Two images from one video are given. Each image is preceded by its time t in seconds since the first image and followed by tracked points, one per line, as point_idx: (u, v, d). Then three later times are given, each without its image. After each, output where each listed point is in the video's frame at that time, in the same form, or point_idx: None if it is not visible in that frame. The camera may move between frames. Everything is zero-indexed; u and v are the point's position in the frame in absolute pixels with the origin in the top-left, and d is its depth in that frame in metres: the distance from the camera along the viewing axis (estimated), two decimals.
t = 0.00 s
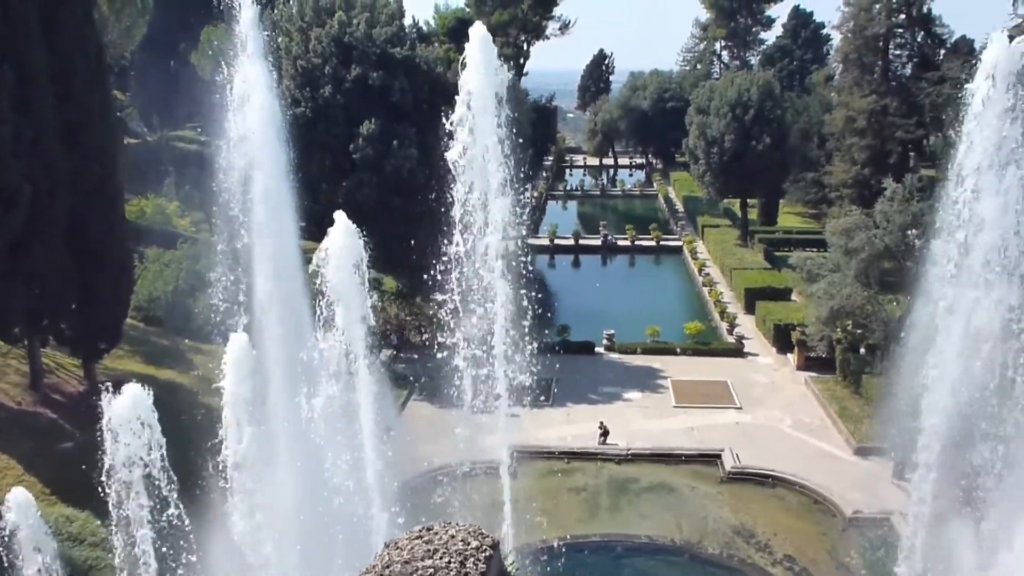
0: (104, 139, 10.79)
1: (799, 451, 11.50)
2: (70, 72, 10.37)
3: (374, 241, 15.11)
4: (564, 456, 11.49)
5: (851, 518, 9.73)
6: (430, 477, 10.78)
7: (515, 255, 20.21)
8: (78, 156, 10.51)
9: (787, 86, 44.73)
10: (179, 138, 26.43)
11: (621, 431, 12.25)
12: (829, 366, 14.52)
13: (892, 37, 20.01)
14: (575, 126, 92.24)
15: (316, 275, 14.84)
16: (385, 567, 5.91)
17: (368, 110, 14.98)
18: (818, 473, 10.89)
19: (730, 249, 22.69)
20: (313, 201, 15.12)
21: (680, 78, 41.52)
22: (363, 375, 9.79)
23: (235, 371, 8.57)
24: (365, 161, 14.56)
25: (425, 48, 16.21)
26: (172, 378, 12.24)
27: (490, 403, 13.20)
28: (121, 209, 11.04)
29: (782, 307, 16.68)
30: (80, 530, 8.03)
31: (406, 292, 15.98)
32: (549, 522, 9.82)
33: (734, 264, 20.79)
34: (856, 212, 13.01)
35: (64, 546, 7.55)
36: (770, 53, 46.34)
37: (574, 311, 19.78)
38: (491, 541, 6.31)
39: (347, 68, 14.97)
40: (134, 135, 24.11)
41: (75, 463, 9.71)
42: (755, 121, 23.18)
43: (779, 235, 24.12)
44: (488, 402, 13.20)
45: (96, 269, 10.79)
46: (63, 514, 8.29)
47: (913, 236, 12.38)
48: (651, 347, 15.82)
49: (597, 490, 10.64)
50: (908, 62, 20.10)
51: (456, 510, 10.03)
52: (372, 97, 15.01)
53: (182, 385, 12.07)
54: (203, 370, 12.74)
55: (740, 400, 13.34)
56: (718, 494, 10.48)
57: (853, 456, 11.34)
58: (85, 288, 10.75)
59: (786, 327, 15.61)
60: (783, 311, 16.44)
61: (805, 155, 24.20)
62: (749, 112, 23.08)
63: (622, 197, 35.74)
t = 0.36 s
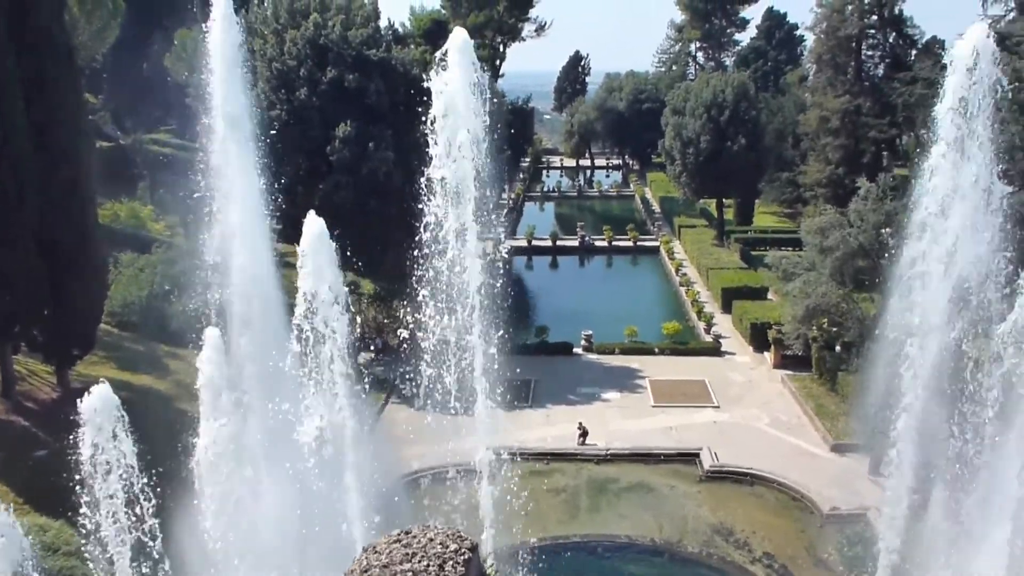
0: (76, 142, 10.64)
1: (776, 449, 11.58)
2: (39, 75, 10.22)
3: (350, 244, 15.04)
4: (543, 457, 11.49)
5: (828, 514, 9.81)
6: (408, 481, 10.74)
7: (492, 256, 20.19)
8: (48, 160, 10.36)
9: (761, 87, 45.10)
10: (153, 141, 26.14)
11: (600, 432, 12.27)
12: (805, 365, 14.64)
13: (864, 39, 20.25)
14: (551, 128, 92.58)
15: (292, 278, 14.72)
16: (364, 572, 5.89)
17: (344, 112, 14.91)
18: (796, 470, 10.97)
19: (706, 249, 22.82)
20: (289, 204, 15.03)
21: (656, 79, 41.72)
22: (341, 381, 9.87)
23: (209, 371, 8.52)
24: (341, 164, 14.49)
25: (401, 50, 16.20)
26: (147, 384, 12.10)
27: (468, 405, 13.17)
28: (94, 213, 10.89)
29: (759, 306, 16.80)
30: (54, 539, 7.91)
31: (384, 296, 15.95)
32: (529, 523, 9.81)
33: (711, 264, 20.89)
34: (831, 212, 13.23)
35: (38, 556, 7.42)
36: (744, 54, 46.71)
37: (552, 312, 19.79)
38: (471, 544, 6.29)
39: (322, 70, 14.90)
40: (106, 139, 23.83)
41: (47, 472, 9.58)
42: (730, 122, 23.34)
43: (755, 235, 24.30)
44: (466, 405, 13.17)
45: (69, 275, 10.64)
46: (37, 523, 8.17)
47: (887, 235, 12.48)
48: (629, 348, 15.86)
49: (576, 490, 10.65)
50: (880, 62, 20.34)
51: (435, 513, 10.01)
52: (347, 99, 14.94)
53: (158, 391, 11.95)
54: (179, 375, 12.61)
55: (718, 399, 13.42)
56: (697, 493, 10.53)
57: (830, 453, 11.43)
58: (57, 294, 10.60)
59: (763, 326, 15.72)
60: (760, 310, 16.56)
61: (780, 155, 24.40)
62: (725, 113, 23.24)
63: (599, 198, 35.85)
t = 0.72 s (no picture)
0: (46, 144, 10.49)
1: (751, 449, 11.66)
2: (7, 75, 10.06)
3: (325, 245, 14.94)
4: (520, 458, 11.48)
5: (804, 513, 9.88)
6: (385, 484, 10.67)
7: (468, 258, 20.16)
8: (17, 162, 10.20)
9: (734, 88, 45.43)
10: (124, 143, 25.84)
11: (577, 433, 12.28)
12: (779, 365, 14.75)
13: (836, 41, 20.52)
14: (526, 129, 92.75)
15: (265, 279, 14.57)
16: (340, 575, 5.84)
17: (318, 113, 14.83)
18: (772, 470, 11.03)
19: (682, 250, 22.95)
20: (263, 206, 14.91)
21: (630, 81, 41.85)
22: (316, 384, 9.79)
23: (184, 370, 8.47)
24: (316, 166, 14.40)
25: (376, 52, 16.17)
26: (119, 389, 11.95)
27: (445, 408, 13.13)
28: (65, 216, 10.74)
29: (734, 307, 16.91)
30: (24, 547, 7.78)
31: (359, 298, 15.84)
32: (507, 526, 9.78)
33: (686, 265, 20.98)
34: (804, 213, 13.32)
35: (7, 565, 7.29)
36: (717, 56, 47.04)
37: (528, 314, 19.79)
38: (447, 546, 6.26)
39: (296, 72, 14.81)
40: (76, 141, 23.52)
41: (15, 479, 9.43)
42: (704, 124, 23.50)
43: (730, 236, 24.46)
44: (443, 407, 13.13)
45: (39, 279, 10.48)
46: (6, 531, 8.03)
47: (859, 235, 12.56)
48: (605, 348, 15.90)
49: (553, 491, 10.64)
50: (851, 64, 20.56)
51: (412, 516, 9.96)
52: (321, 100, 14.86)
53: (130, 396, 11.80)
54: (152, 379, 12.46)
55: (694, 399, 13.47)
56: (673, 493, 10.57)
57: (805, 452, 11.52)
58: (27, 298, 10.43)
59: (738, 326, 15.82)
60: (734, 310, 16.66)
61: (753, 157, 24.59)
62: (699, 114, 23.39)
63: (575, 199, 35.93)
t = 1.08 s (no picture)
0: (26, 147, 10.40)
1: (735, 449, 11.69)
2: None
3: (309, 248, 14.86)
4: (505, 461, 11.46)
5: (788, 513, 9.92)
6: (369, 488, 10.60)
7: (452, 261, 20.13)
8: None
9: (717, 91, 45.61)
10: (105, 146, 25.60)
11: (562, 435, 12.27)
12: (763, 365, 14.82)
13: (818, 43, 20.67)
14: (510, 131, 92.81)
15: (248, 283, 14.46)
16: None
17: (300, 115, 14.76)
18: (756, 470, 11.07)
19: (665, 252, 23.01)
20: (245, 208, 14.80)
21: (614, 83, 41.94)
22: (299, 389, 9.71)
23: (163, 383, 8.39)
24: (299, 169, 14.32)
25: (359, 54, 16.13)
26: (101, 393, 11.84)
27: (430, 411, 13.09)
28: (46, 220, 10.64)
29: (717, 308, 16.97)
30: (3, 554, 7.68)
31: (343, 301, 15.75)
32: (492, 528, 9.76)
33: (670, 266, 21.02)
34: (786, 216, 13.48)
35: None
36: (700, 58, 47.24)
37: (513, 316, 19.78)
38: (432, 549, 6.22)
39: (279, 74, 14.74)
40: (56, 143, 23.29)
41: None
42: (687, 126, 23.58)
43: (713, 237, 24.55)
44: (427, 410, 13.08)
45: (19, 283, 10.37)
46: None
47: (841, 236, 12.94)
48: (590, 350, 15.91)
49: (539, 494, 10.63)
50: (834, 67, 20.82)
51: (396, 520, 9.91)
52: (304, 102, 14.80)
53: (111, 400, 11.68)
54: (134, 384, 12.35)
55: (678, 401, 13.50)
56: (658, 494, 10.59)
57: (789, 452, 11.57)
58: (7, 303, 10.32)
59: (722, 328, 15.88)
60: (718, 312, 16.72)
61: (736, 159, 24.69)
62: (682, 116, 23.47)
63: (559, 201, 35.95)
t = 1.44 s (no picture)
0: None
1: (715, 449, 11.75)
2: None
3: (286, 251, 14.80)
4: (486, 462, 11.45)
5: (768, 512, 9.98)
6: (350, 491, 10.55)
7: (432, 263, 20.07)
8: None
9: (696, 92, 45.87)
10: (81, 148, 25.37)
11: (543, 436, 12.28)
12: (742, 365, 14.90)
13: (795, 45, 20.86)
14: (490, 132, 92.88)
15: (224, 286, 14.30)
16: None
17: (278, 117, 14.70)
18: (737, 470, 11.12)
19: (645, 253, 23.09)
20: (224, 211, 14.70)
21: (593, 84, 42.01)
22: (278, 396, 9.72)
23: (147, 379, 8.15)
24: (278, 171, 14.24)
25: (337, 55, 16.08)
26: (77, 399, 11.71)
27: (411, 413, 13.06)
28: (19, 222, 10.51)
29: (697, 308, 17.06)
30: None
31: (323, 303, 15.64)
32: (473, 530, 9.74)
33: (650, 267, 21.11)
34: (763, 216, 13.49)
35: None
36: (679, 59, 47.51)
37: (494, 317, 19.77)
38: (411, 552, 6.19)
39: (256, 75, 14.65)
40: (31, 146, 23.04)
41: None
42: (666, 127, 23.69)
43: (692, 238, 24.67)
44: (409, 412, 13.06)
45: None
46: None
47: (818, 237, 12.97)
48: (571, 351, 15.93)
49: (520, 495, 10.62)
50: (810, 68, 21.08)
51: (376, 523, 9.87)
52: (282, 104, 14.74)
53: (88, 405, 11.56)
54: (111, 389, 12.22)
55: (659, 401, 13.55)
56: (639, 494, 10.62)
57: (768, 451, 11.64)
58: None
59: (701, 328, 15.96)
60: (697, 312, 16.80)
61: (715, 160, 24.83)
62: (661, 117, 23.58)
63: (539, 202, 35.99)
